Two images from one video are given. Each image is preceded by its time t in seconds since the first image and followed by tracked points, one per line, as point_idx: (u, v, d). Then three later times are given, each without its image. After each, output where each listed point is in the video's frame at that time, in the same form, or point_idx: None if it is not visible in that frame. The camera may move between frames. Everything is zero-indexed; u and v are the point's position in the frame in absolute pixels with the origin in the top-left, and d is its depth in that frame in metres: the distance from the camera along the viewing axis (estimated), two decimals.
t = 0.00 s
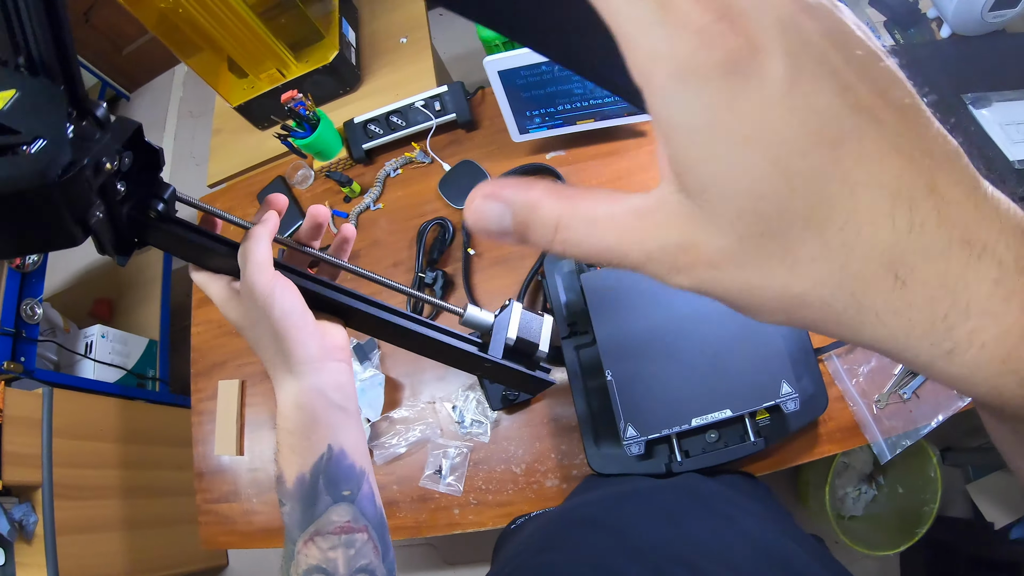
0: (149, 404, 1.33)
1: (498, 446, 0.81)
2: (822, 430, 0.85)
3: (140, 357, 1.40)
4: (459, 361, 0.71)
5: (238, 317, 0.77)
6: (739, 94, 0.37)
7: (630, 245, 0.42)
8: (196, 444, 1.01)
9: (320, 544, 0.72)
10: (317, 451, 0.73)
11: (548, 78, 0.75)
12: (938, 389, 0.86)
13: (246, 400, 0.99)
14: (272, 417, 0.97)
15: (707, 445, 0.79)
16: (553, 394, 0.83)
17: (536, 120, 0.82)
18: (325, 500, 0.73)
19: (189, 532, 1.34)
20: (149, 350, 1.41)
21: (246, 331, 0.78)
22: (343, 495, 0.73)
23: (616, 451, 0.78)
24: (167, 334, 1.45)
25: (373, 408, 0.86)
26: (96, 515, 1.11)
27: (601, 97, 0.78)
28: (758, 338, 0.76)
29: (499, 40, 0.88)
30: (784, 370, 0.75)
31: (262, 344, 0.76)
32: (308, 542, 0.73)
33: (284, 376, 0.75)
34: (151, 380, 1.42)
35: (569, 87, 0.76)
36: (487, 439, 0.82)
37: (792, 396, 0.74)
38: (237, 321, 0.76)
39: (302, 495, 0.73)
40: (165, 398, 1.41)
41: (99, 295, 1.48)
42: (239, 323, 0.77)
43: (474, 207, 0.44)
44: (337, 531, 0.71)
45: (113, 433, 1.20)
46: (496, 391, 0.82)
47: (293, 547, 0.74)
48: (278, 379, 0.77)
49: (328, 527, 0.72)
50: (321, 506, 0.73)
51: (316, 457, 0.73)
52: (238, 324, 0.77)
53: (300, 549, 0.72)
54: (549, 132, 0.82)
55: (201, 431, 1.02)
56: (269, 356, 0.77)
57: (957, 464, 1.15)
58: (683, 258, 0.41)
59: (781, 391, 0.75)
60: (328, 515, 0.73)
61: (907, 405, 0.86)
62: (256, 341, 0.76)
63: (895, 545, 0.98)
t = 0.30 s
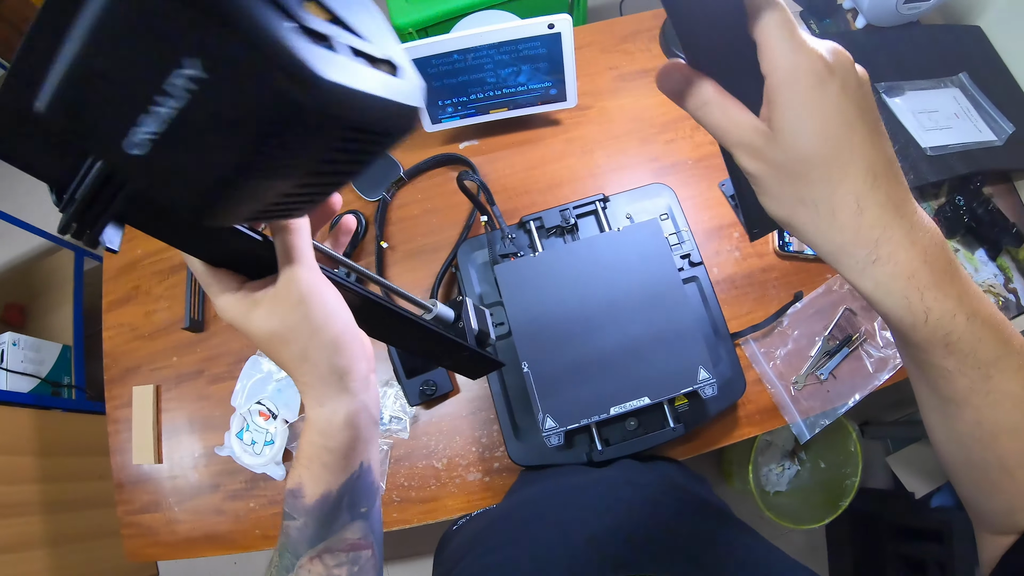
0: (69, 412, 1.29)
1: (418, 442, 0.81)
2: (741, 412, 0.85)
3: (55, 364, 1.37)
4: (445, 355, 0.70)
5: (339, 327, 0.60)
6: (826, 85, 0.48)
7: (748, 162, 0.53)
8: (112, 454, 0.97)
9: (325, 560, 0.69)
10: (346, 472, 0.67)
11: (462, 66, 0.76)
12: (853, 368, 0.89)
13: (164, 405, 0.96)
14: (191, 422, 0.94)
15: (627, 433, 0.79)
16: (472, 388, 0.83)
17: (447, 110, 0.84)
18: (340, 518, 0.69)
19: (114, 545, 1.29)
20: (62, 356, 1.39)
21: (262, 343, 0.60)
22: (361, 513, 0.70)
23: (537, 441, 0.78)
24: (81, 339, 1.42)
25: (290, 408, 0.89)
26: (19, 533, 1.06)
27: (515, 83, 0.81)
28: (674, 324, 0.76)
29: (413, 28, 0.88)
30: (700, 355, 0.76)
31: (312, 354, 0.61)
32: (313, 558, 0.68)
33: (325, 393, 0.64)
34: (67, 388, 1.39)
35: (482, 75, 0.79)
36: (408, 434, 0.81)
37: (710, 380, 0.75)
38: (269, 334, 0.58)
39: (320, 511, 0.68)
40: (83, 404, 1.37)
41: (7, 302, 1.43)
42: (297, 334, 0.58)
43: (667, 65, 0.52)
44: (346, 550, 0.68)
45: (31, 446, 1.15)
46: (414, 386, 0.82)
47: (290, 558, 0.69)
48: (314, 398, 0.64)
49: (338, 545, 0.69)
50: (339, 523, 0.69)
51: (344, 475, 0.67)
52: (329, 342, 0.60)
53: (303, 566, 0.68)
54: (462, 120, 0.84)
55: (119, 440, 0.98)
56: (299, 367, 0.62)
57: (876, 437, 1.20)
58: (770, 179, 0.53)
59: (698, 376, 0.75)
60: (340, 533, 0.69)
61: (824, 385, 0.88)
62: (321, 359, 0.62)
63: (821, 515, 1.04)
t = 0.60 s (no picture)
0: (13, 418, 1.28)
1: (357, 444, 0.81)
2: (683, 408, 0.85)
3: None
4: (413, 348, 0.73)
5: (376, 373, 0.65)
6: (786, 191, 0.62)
7: (723, 236, 0.68)
8: (52, 464, 0.94)
9: None
10: (358, 493, 0.70)
11: (394, 59, 0.73)
12: (796, 362, 0.90)
13: (101, 412, 0.93)
14: (129, 428, 0.92)
15: (566, 432, 0.79)
16: (408, 390, 0.85)
17: (381, 103, 0.83)
18: (341, 536, 0.71)
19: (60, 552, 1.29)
20: (3, 359, 1.37)
21: (295, 366, 0.61)
22: (359, 532, 0.73)
23: (474, 444, 0.78)
24: (22, 340, 1.41)
25: (227, 413, 0.87)
26: None
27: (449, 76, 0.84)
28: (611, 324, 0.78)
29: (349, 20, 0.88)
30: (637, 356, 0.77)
31: (358, 389, 0.64)
32: (308, 573, 0.70)
33: (356, 420, 0.67)
34: (10, 392, 1.37)
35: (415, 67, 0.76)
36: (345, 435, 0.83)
37: (648, 379, 0.77)
38: (320, 363, 0.60)
39: (323, 530, 0.69)
40: (25, 409, 1.36)
41: None
42: (349, 369, 0.62)
43: (666, 165, 0.64)
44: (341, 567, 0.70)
45: None
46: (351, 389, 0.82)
47: (283, 570, 0.69)
48: (343, 426, 0.67)
49: (333, 562, 0.71)
50: (338, 541, 0.71)
51: (356, 495, 0.70)
52: (369, 378, 0.65)
53: None
54: (396, 115, 0.84)
55: (58, 449, 0.95)
56: (334, 399, 0.64)
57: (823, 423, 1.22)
58: (737, 247, 0.67)
59: (638, 376, 0.77)
60: (336, 551, 0.71)
61: (766, 380, 0.89)
62: (364, 394, 0.65)
63: (767, 503, 1.08)
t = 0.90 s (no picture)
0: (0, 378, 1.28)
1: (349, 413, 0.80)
2: (680, 392, 0.84)
3: None
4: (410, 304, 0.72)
5: (395, 330, 0.65)
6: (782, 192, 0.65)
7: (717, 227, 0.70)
8: (36, 426, 0.92)
9: (316, 534, 0.68)
10: (364, 449, 0.69)
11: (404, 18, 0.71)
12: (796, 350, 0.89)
13: (87, 374, 0.91)
14: (116, 391, 0.90)
15: (562, 411, 0.78)
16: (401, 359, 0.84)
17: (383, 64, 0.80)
18: (343, 494, 0.69)
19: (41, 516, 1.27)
20: None
21: (314, 311, 0.61)
22: (360, 492, 0.71)
23: (467, 419, 0.76)
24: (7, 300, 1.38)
25: (217, 378, 0.85)
26: None
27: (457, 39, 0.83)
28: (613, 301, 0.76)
29: None
30: (638, 336, 0.76)
31: (376, 344, 0.64)
32: (308, 531, 0.68)
33: (369, 376, 0.67)
34: None
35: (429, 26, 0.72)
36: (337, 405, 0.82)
37: (647, 361, 0.76)
38: (344, 310, 0.60)
39: (327, 487, 0.68)
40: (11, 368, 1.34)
41: None
42: (370, 322, 0.62)
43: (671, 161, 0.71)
44: (341, 526, 0.69)
45: None
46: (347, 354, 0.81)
47: (281, 529, 0.67)
48: (356, 379, 0.66)
49: (333, 521, 0.69)
50: (340, 500, 0.69)
51: (361, 453, 0.69)
52: (387, 333, 0.64)
53: (296, 535, 0.67)
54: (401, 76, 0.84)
55: (43, 411, 0.93)
56: (351, 351, 0.64)
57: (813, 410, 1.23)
58: (730, 239, 0.69)
59: (637, 358, 0.75)
60: (337, 510, 0.69)
61: (765, 366, 0.88)
62: (380, 350, 0.65)
63: (754, 487, 1.09)
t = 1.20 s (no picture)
0: (17, 335, 1.31)
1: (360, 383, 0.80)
2: (693, 377, 0.83)
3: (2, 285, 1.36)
4: (423, 272, 0.71)
5: (403, 299, 0.65)
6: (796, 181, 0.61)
7: (726, 212, 0.66)
8: (52, 385, 0.93)
9: (314, 495, 0.68)
10: (366, 413, 0.70)
11: None
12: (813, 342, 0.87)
13: (103, 336, 0.92)
14: (130, 353, 0.91)
15: (573, 391, 0.77)
16: (414, 332, 0.83)
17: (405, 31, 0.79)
18: (343, 457, 0.69)
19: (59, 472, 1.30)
20: (11, 277, 1.37)
21: (326, 273, 0.61)
22: (359, 457, 0.71)
23: (477, 394, 0.76)
24: (30, 260, 1.41)
25: (230, 343, 0.85)
26: None
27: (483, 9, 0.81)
28: (629, 283, 0.75)
29: None
30: (654, 320, 0.75)
31: (381, 310, 0.64)
32: (306, 493, 0.68)
33: (374, 340, 0.67)
34: (16, 309, 1.38)
35: None
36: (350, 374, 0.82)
37: (662, 346, 0.75)
38: (354, 275, 0.60)
39: (328, 449, 0.68)
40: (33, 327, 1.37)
41: None
42: (379, 287, 0.62)
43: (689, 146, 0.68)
44: (339, 488, 0.68)
45: None
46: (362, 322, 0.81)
47: (280, 489, 0.67)
48: (361, 342, 0.66)
49: (331, 483, 0.69)
50: (339, 463, 0.69)
51: (364, 417, 0.69)
52: (396, 301, 0.64)
53: (294, 495, 0.67)
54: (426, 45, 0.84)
55: (58, 371, 0.94)
56: (357, 315, 0.64)
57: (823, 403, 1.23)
58: (740, 224, 0.66)
59: (652, 341, 0.75)
60: (336, 472, 0.69)
61: (780, 357, 0.86)
62: (385, 317, 0.65)
63: (760, 475, 1.10)
